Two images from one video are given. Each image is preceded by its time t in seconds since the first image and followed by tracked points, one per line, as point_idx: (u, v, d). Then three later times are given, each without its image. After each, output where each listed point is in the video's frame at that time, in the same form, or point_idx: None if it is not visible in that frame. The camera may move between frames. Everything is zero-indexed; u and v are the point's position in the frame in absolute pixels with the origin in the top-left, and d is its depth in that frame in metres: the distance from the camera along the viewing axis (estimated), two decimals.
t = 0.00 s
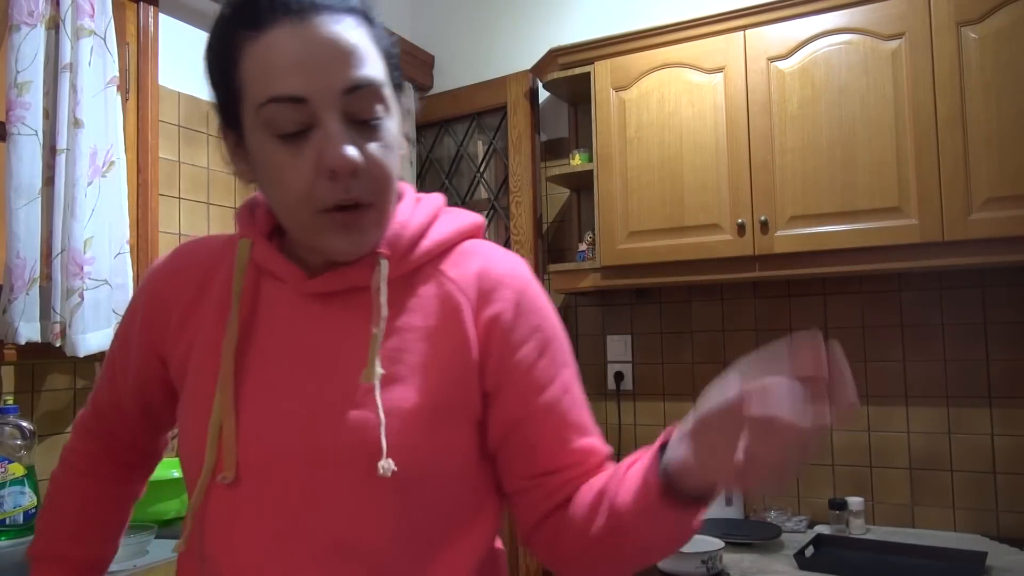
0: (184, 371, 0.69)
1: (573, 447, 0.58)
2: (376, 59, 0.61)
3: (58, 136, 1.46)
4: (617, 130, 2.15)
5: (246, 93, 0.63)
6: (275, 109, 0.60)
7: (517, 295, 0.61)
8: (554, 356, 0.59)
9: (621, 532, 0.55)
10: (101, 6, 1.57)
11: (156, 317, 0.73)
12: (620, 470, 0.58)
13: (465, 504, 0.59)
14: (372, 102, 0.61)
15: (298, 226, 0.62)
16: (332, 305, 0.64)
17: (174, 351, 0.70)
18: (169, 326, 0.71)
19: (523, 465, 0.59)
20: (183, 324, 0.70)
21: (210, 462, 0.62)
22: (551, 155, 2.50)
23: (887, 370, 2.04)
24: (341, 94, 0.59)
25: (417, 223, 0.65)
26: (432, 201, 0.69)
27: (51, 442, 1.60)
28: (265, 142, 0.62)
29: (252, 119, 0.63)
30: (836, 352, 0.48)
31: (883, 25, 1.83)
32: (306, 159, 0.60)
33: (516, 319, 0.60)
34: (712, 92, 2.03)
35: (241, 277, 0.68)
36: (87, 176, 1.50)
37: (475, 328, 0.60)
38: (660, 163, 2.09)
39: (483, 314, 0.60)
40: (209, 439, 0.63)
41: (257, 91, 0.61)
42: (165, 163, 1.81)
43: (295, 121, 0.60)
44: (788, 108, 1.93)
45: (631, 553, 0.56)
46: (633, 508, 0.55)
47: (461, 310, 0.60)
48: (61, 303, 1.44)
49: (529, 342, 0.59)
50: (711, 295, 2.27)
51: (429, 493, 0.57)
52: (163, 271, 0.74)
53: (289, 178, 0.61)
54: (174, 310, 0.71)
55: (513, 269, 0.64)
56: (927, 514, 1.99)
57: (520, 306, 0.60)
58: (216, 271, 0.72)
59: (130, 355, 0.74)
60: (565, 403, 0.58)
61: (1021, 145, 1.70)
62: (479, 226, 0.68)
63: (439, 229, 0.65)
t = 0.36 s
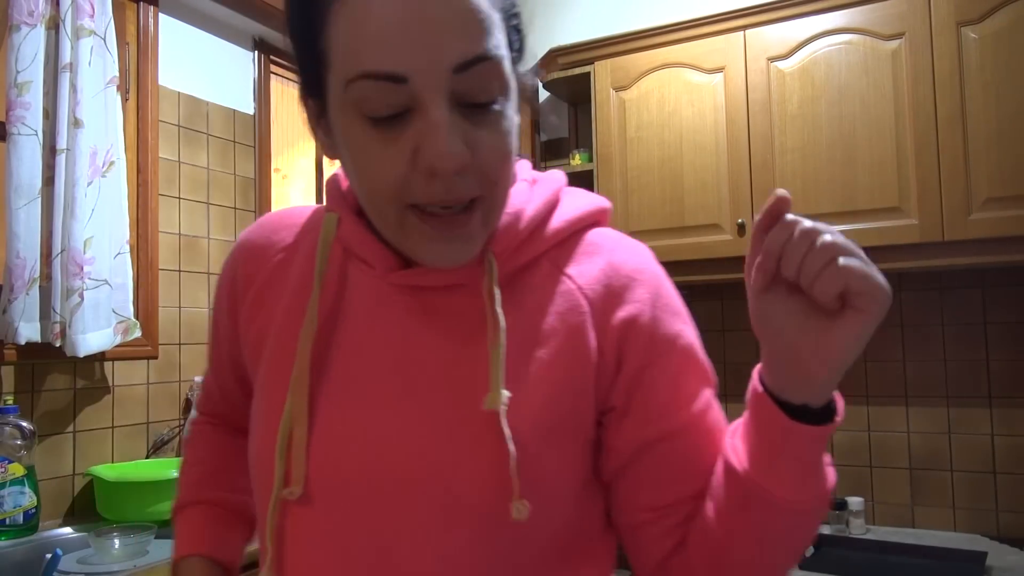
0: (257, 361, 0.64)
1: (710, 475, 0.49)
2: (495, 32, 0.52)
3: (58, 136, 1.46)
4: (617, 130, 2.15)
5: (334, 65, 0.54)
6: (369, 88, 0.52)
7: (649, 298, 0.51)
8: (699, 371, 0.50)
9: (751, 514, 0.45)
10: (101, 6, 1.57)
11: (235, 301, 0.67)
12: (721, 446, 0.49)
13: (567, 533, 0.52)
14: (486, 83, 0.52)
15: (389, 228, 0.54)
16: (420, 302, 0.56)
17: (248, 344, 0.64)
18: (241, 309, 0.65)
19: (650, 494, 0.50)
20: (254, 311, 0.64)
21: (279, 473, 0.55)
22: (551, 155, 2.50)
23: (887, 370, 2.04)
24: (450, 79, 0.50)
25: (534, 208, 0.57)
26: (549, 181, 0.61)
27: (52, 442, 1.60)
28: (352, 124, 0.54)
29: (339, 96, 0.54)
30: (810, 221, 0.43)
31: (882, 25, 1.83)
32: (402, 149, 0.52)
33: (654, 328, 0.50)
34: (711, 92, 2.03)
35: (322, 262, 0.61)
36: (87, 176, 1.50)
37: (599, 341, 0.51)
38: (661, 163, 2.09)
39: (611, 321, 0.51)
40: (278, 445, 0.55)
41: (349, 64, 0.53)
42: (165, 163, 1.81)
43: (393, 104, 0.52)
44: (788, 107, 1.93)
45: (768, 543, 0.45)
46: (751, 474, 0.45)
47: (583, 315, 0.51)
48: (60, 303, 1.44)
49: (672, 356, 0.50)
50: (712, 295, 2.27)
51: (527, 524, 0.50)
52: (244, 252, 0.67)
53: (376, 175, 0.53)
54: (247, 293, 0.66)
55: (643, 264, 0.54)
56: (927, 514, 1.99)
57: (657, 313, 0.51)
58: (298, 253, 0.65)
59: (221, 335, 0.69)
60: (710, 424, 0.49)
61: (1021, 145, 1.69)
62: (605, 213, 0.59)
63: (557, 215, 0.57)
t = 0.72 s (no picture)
0: (302, 369, 0.63)
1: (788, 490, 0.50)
2: (574, 31, 0.50)
3: (57, 136, 1.46)
4: (617, 131, 2.16)
5: (397, 53, 0.53)
6: (432, 85, 0.50)
7: (730, 298, 0.53)
8: (780, 381, 0.51)
9: (833, 538, 0.45)
10: (101, 6, 1.57)
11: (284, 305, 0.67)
12: (809, 468, 0.49)
13: (633, 532, 0.54)
14: (560, 85, 0.50)
15: (445, 225, 0.54)
16: (485, 301, 0.58)
17: (294, 350, 0.64)
18: (289, 312, 0.65)
19: (725, 511, 0.52)
20: (301, 316, 0.64)
21: (332, 488, 0.56)
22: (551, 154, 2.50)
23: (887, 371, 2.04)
24: (523, 81, 0.49)
25: (607, 198, 0.59)
26: (620, 171, 0.63)
27: (51, 442, 1.59)
28: (411, 118, 0.53)
29: (400, 87, 0.53)
30: (928, 221, 0.41)
31: (883, 25, 1.83)
32: (463, 151, 0.51)
33: (733, 333, 0.52)
34: (712, 92, 2.03)
35: (377, 260, 0.62)
36: (87, 176, 1.50)
37: (677, 343, 0.54)
38: (660, 162, 2.09)
39: (690, 323, 0.53)
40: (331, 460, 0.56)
41: (413, 56, 0.51)
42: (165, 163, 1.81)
43: (459, 102, 0.50)
44: (788, 107, 1.93)
45: None
46: (841, 506, 0.45)
47: (661, 318, 0.54)
48: (60, 303, 1.44)
49: (750, 365, 0.51)
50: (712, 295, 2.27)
51: (599, 523, 0.52)
52: (292, 252, 0.67)
53: (434, 173, 0.52)
54: (292, 300, 0.65)
55: (723, 260, 0.56)
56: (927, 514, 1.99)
57: (737, 317, 0.52)
58: (343, 255, 0.65)
59: (268, 346, 0.69)
60: (788, 439, 0.51)
61: (1021, 144, 1.69)
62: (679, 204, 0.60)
63: (631, 209, 0.59)
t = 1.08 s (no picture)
0: (313, 373, 0.62)
1: (793, 486, 0.51)
2: (600, 34, 0.50)
3: (58, 136, 1.46)
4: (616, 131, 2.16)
5: (420, 52, 0.52)
6: (456, 86, 0.50)
7: (742, 295, 0.54)
8: (784, 378, 0.52)
9: (844, 530, 0.46)
10: (101, 6, 1.57)
11: (286, 311, 0.65)
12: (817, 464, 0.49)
13: (644, 532, 0.54)
14: (584, 88, 0.50)
15: (464, 225, 0.53)
16: (504, 300, 0.58)
17: (302, 355, 0.63)
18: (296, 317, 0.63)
19: (734, 504, 0.52)
20: (310, 320, 0.63)
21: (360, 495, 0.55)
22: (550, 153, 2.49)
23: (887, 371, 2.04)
24: (549, 84, 0.49)
25: (624, 194, 0.59)
26: (629, 170, 0.63)
27: (50, 442, 1.59)
28: (431, 116, 0.52)
29: (422, 86, 0.53)
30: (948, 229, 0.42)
31: (883, 25, 1.83)
32: (483, 151, 0.50)
33: (746, 330, 0.53)
34: (712, 92, 2.03)
35: (394, 260, 0.61)
36: (87, 176, 1.50)
37: (699, 339, 0.54)
38: (660, 162, 2.09)
39: (708, 319, 0.54)
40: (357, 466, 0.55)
41: (440, 56, 0.50)
42: (165, 163, 1.81)
43: (483, 104, 0.50)
44: (789, 107, 1.93)
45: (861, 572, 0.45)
46: (850, 500, 0.45)
47: (680, 314, 0.54)
48: (60, 302, 1.44)
49: (761, 361, 0.52)
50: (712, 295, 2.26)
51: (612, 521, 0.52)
52: (290, 258, 0.65)
53: (456, 174, 0.51)
54: (297, 309, 0.63)
55: (731, 256, 0.57)
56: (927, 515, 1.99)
57: (748, 314, 0.53)
58: (349, 263, 0.64)
59: (262, 364, 0.67)
60: (793, 435, 0.52)
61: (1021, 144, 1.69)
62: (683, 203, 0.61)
63: (642, 207, 0.59)
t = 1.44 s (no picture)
0: (310, 375, 0.63)
1: (792, 484, 0.51)
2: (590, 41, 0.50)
3: (57, 135, 1.46)
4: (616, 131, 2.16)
5: (412, 58, 0.53)
6: (447, 92, 0.50)
7: (736, 289, 0.54)
8: (782, 373, 0.52)
9: (835, 535, 0.45)
10: (101, 6, 1.57)
11: (286, 314, 0.65)
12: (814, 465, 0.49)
13: (639, 534, 0.54)
14: (575, 92, 0.50)
15: (456, 233, 0.53)
16: (498, 302, 0.58)
17: (300, 359, 0.63)
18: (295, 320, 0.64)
19: (731, 503, 0.52)
20: (307, 322, 0.63)
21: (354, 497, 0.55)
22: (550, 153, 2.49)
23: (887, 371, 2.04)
24: (537, 88, 0.49)
25: (615, 195, 0.59)
26: (622, 169, 0.63)
27: (51, 442, 1.59)
28: (424, 122, 0.53)
29: (415, 92, 0.53)
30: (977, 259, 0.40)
31: (882, 24, 1.83)
32: (475, 157, 0.50)
33: (739, 325, 0.52)
34: (712, 92, 2.03)
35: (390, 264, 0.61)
36: (87, 176, 1.50)
37: (688, 337, 0.54)
38: (660, 162, 2.09)
39: (699, 317, 0.54)
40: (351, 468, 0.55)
41: (429, 64, 0.51)
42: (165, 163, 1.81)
43: (473, 109, 0.50)
44: (788, 107, 1.93)
45: (855, 575, 0.45)
46: (841, 504, 0.45)
47: (671, 312, 0.54)
48: (60, 303, 1.44)
49: (756, 357, 0.52)
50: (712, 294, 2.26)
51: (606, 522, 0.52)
52: (290, 261, 0.65)
53: (447, 180, 0.52)
54: (295, 312, 0.64)
55: (728, 253, 0.57)
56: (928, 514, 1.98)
57: (742, 309, 0.53)
58: (348, 266, 0.64)
59: (264, 368, 0.67)
60: (794, 434, 0.51)
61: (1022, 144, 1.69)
62: (680, 199, 0.61)
63: (636, 205, 0.59)
